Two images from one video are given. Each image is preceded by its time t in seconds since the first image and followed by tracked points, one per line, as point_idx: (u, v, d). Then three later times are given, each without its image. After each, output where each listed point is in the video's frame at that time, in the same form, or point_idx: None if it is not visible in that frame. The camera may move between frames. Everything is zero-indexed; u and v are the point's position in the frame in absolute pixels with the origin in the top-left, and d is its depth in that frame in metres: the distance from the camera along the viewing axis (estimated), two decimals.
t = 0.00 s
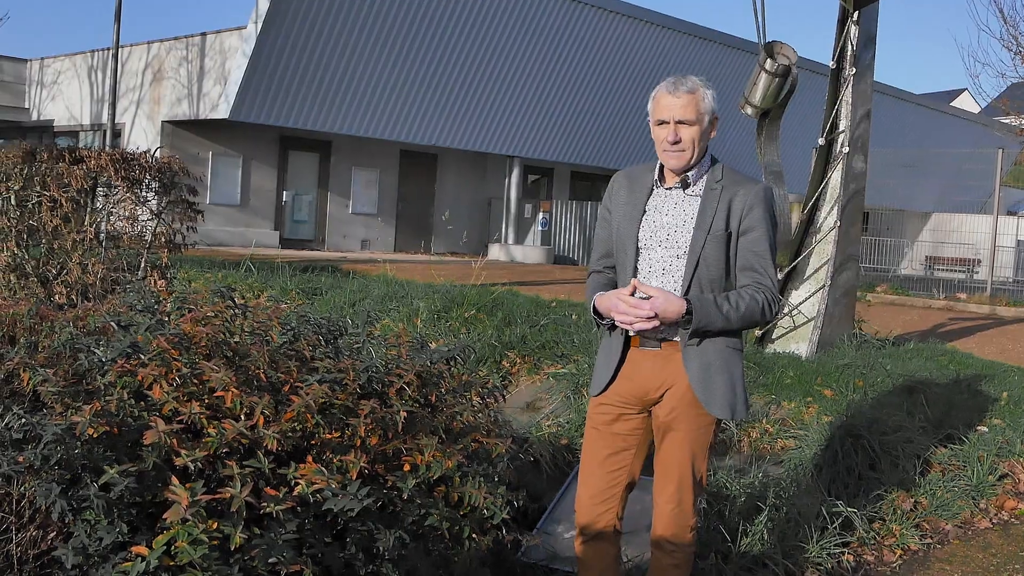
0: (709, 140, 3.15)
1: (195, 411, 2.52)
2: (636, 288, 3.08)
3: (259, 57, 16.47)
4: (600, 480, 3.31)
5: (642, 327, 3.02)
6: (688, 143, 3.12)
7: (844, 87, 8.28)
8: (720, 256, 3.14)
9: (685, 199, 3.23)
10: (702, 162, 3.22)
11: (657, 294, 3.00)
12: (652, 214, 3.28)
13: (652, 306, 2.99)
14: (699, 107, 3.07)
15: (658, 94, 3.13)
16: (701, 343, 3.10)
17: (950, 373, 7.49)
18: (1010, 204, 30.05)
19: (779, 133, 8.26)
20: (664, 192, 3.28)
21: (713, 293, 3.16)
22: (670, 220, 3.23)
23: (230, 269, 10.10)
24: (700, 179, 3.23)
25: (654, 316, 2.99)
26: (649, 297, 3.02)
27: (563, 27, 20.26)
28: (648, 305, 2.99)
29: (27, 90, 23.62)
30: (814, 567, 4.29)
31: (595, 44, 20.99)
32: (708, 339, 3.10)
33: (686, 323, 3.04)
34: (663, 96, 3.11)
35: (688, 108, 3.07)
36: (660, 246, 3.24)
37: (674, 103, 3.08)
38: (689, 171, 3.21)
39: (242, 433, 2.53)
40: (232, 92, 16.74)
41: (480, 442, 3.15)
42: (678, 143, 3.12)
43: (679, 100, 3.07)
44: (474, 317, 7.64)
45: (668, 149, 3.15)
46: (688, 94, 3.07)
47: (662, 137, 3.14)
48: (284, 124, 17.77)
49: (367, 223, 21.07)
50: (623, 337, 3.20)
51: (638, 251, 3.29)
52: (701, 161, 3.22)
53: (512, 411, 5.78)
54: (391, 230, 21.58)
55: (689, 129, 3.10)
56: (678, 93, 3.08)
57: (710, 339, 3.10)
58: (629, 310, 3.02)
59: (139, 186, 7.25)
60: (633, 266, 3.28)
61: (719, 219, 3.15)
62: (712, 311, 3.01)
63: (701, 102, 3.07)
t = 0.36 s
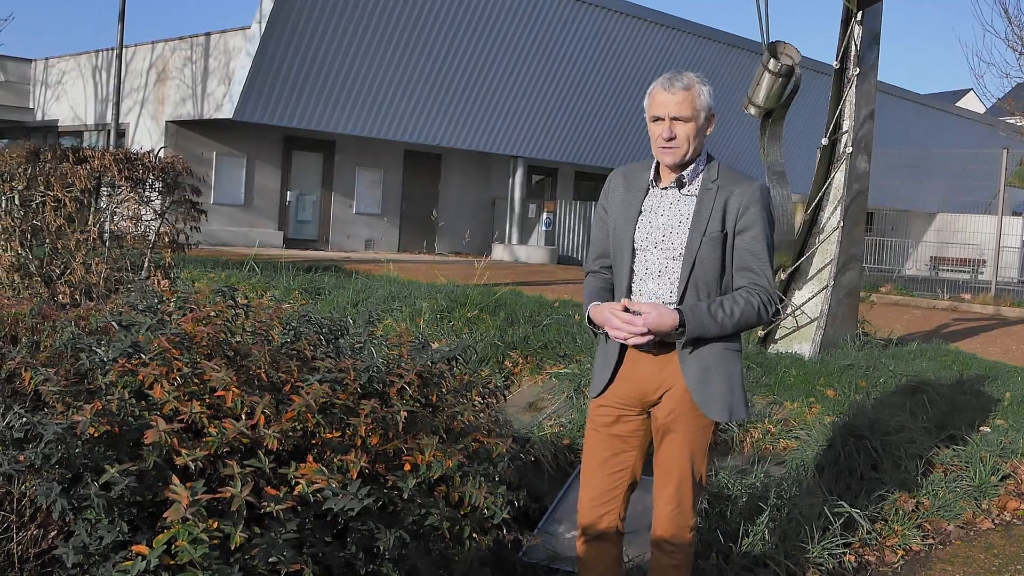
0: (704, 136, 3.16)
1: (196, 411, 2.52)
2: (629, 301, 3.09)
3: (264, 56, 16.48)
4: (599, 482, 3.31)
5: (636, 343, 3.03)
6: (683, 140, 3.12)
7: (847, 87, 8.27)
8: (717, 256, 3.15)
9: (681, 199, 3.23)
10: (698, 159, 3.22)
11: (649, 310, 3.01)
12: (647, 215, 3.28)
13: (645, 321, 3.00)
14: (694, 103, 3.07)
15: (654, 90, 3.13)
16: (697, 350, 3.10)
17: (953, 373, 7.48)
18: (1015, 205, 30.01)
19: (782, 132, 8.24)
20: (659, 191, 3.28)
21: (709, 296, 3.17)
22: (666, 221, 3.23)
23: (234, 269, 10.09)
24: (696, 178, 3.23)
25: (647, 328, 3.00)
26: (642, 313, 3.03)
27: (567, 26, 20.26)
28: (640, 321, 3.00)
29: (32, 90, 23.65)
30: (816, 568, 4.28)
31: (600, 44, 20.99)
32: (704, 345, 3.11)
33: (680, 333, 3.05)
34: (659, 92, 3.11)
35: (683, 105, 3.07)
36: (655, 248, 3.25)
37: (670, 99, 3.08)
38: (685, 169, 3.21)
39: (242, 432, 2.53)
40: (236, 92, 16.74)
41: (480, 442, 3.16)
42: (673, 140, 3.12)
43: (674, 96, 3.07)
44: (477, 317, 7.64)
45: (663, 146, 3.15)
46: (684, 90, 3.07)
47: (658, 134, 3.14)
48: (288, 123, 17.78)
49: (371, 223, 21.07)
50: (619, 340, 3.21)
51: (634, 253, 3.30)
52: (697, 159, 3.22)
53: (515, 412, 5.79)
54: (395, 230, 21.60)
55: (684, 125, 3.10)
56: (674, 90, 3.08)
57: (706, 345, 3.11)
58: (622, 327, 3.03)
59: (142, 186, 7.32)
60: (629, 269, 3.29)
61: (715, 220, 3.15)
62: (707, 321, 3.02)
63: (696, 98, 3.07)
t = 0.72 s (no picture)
0: (709, 140, 3.16)
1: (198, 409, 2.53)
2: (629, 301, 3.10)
3: (268, 56, 16.49)
4: (597, 482, 3.31)
5: (636, 336, 3.04)
6: (687, 143, 3.12)
7: (849, 87, 8.29)
8: (718, 257, 3.15)
9: (683, 200, 3.23)
10: (701, 162, 3.22)
11: (649, 304, 3.02)
12: (649, 215, 3.28)
13: (645, 316, 3.01)
14: (699, 107, 3.07)
15: (658, 92, 3.13)
16: (696, 349, 3.10)
17: (956, 374, 7.47)
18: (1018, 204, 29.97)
19: (785, 133, 8.24)
20: (662, 192, 3.28)
21: (710, 296, 3.17)
22: (668, 221, 3.23)
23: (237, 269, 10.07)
24: (699, 179, 3.23)
25: (647, 323, 3.01)
26: (642, 307, 3.04)
27: (571, 26, 20.27)
28: (641, 314, 3.02)
29: (36, 89, 23.68)
30: (817, 568, 4.30)
31: (604, 43, 20.98)
32: (703, 345, 3.10)
33: (680, 334, 3.05)
34: (663, 95, 3.11)
35: (688, 107, 3.07)
36: (657, 248, 3.25)
37: (674, 102, 3.08)
38: (689, 171, 3.22)
39: (243, 431, 2.54)
40: (240, 91, 16.75)
41: (480, 441, 3.17)
42: (678, 143, 3.12)
43: (679, 99, 3.07)
44: (479, 317, 7.64)
45: (667, 149, 3.15)
46: (688, 93, 3.07)
47: (662, 137, 3.14)
48: (292, 122, 17.79)
49: (375, 222, 21.07)
50: (619, 339, 3.21)
51: (636, 253, 3.30)
52: (701, 161, 3.22)
53: (517, 412, 5.79)
54: (399, 230, 21.60)
55: (688, 129, 3.10)
56: (678, 93, 3.08)
57: (705, 346, 3.11)
58: (621, 319, 3.05)
59: (147, 185, 7.17)
60: (631, 269, 3.29)
61: (716, 221, 3.15)
62: (707, 321, 3.02)
63: (701, 101, 3.07)
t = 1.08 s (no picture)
0: (710, 140, 3.16)
1: (198, 408, 2.53)
2: (635, 302, 3.09)
3: (272, 55, 16.51)
4: (601, 481, 3.32)
5: (642, 343, 3.04)
6: (689, 144, 3.12)
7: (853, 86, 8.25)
8: (720, 257, 3.15)
9: (685, 199, 3.23)
10: (702, 160, 3.22)
11: (655, 310, 3.02)
12: (650, 215, 3.28)
13: (651, 322, 3.01)
14: (701, 108, 3.07)
15: (660, 92, 3.12)
16: (701, 351, 3.10)
17: (960, 373, 7.45)
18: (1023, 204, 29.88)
19: (788, 132, 8.24)
20: (663, 191, 3.28)
21: (714, 296, 3.17)
22: (669, 221, 3.23)
23: (240, 268, 10.09)
24: (700, 178, 3.23)
25: (652, 330, 3.01)
26: (647, 316, 3.04)
27: (575, 26, 20.26)
28: (646, 323, 3.01)
29: (41, 89, 23.72)
30: (818, 568, 4.30)
31: (608, 42, 20.98)
32: (708, 346, 3.10)
33: (686, 334, 3.05)
34: (665, 94, 3.10)
35: (690, 109, 3.06)
36: (659, 247, 3.25)
37: (676, 103, 3.07)
38: (690, 170, 3.21)
39: (243, 430, 2.55)
40: (244, 91, 16.76)
41: (481, 440, 3.18)
42: (680, 144, 3.12)
43: (681, 100, 3.07)
44: (482, 316, 7.64)
45: (669, 149, 3.15)
46: (690, 94, 3.06)
47: (664, 137, 3.14)
48: (296, 122, 17.79)
49: (379, 222, 21.07)
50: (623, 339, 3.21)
51: (637, 252, 3.29)
52: (702, 159, 3.22)
53: (519, 410, 5.79)
54: (403, 229, 21.60)
55: (690, 129, 3.10)
56: (680, 94, 3.08)
57: (711, 346, 3.11)
58: (627, 327, 3.04)
59: (150, 184, 7.16)
60: (633, 268, 3.28)
61: (718, 220, 3.15)
62: (711, 321, 3.02)
63: (703, 102, 3.07)
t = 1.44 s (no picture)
0: (711, 139, 3.15)
1: (200, 407, 2.54)
2: (647, 298, 3.08)
3: (277, 54, 16.53)
4: (605, 481, 3.32)
5: (655, 341, 3.03)
6: (690, 142, 3.12)
7: (857, 86, 8.23)
8: (724, 257, 3.15)
9: (687, 199, 3.23)
10: (703, 159, 3.22)
11: (668, 309, 3.00)
12: (653, 215, 3.28)
13: (665, 321, 3.00)
14: (702, 106, 3.06)
15: (661, 90, 3.11)
16: (713, 352, 3.10)
17: (964, 373, 7.43)
18: None
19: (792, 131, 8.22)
20: (665, 191, 3.28)
21: (719, 296, 3.18)
22: (672, 221, 3.23)
23: (245, 268, 10.09)
24: (701, 177, 3.23)
25: (665, 327, 3.00)
26: (661, 312, 3.03)
27: (580, 26, 20.27)
28: (660, 319, 3.00)
29: (47, 89, 23.77)
30: (821, 567, 4.31)
31: (613, 42, 20.98)
32: (718, 349, 3.10)
33: (699, 335, 3.05)
34: (666, 92, 3.10)
35: (691, 107, 3.06)
36: (661, 248, 3.24)
37: (677, 101, 3.07)
38: (690, 169, 3.21)
39: (246, 429, 2.56)
40: (249, 91, 16.78)
41: (483, 439, 3.17)
42: (680, 142, 3.12)
43: (682, 98, 3.06)
44: (486, 316, 7.64)
45: (669, 148, 3.14)
46: (691, 92, 3.06)
47: (665, 135, 3.14)
48: (302, 122, 17.81)
49: (384, 222, 21.08)
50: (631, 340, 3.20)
51: (641, 252, 3.29)
52: (702, 159, 3.22)
53: (522, 410, 5.79)
54: (408, 229, 21.61)
55: (691, 127, 3.10)
56: (682, 91, 3.07)
57: (720, 347, 3.11)
58: (640, 324, 3.03)
59: (155, 184, 7.24)
60: (637, 268, 3.28)
61: (721, 220, 3.15)
62: (723, 320, 3.02)
63: (704, 100, 3.07)
